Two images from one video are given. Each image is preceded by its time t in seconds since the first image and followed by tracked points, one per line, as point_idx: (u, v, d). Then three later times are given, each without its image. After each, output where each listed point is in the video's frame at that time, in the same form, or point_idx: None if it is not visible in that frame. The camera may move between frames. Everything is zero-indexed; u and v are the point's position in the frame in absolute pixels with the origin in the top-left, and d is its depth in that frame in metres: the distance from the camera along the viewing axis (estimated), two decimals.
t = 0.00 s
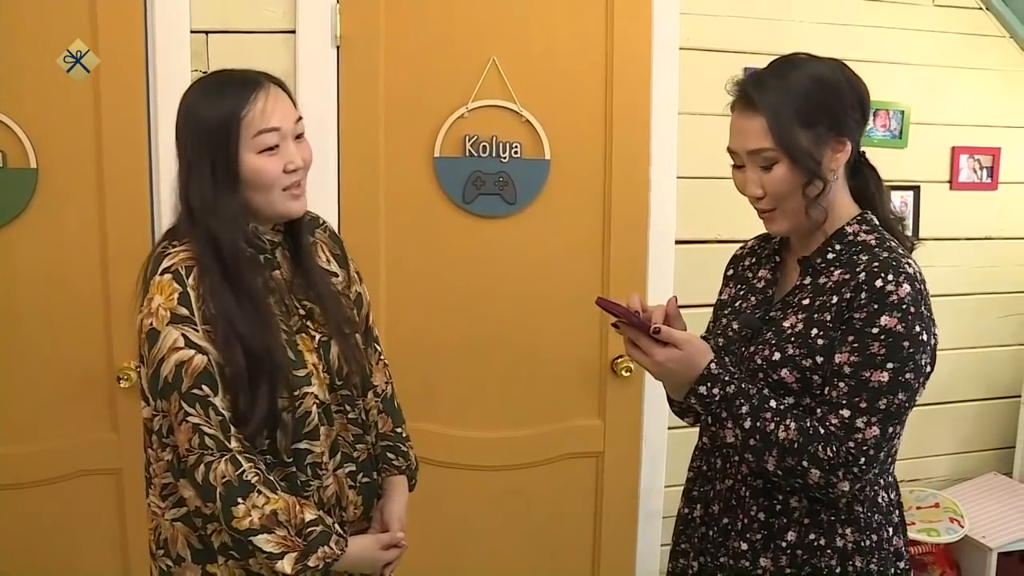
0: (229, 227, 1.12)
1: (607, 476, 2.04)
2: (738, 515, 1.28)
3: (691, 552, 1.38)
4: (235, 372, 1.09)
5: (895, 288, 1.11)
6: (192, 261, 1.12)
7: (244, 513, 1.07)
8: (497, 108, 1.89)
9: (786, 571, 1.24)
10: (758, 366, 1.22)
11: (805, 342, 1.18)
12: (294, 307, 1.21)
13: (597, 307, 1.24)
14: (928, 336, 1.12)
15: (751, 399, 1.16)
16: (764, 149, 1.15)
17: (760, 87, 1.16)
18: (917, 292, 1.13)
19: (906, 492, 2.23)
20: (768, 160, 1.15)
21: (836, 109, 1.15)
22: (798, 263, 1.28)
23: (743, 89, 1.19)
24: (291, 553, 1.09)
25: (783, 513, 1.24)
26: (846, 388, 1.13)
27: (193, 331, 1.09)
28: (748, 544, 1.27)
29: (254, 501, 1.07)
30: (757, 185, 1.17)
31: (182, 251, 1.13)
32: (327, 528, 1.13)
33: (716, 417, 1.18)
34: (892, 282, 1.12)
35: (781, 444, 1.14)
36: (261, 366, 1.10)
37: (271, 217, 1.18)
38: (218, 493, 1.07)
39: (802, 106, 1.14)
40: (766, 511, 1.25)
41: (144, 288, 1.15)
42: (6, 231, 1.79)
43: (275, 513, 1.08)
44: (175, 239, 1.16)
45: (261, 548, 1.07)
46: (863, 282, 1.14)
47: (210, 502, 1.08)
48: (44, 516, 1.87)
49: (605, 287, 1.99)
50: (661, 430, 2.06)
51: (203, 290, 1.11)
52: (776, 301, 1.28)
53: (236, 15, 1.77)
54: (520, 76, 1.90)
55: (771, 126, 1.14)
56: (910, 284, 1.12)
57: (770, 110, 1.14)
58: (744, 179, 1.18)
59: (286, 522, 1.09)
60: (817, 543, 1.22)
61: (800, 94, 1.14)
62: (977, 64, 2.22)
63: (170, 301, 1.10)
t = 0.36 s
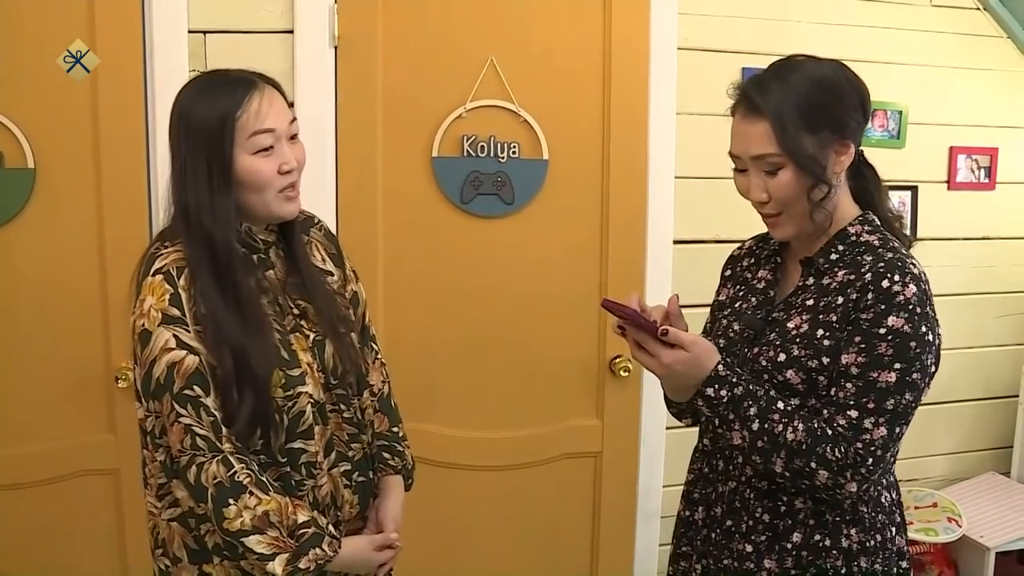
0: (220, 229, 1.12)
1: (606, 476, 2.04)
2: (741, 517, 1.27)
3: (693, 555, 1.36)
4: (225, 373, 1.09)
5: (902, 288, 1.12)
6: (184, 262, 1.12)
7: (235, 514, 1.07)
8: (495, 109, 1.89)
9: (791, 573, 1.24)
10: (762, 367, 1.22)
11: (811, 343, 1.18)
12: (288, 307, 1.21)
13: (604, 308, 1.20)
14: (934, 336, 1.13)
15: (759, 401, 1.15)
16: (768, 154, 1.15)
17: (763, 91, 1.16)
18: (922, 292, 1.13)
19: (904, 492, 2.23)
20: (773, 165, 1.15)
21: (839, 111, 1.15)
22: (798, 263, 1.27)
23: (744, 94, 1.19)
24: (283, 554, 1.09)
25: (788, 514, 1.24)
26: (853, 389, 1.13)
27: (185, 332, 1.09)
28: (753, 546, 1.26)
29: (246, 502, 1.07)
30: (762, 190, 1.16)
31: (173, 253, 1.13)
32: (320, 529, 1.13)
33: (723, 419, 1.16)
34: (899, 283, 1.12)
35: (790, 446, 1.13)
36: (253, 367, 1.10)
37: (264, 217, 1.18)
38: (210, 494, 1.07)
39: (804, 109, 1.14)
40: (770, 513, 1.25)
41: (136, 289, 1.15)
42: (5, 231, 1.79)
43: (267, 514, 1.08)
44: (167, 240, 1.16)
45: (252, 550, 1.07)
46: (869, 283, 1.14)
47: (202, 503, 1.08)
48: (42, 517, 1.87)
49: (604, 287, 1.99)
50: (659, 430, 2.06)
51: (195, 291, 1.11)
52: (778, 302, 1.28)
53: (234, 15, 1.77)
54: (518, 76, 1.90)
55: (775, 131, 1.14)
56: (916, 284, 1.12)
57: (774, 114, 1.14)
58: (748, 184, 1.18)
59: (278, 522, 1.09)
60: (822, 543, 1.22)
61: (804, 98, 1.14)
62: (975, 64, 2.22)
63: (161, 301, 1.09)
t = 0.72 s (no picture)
0: (220, 231, 1.12)
1: (606, 477, 2.04)
2: (742, 520, 1.27)
3: (692, 557, 1.36)
4: (222, 375, 1.09)
5: (904, 289, 1.11)
6: (183, 262, 1.12)
7: (231, 516, 1.07)
8: (496, 109, 1.89)
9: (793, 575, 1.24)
10: (763, 369, 1.21)
11: (812, 345, 1.18)
12: (287, 308, 1.21)
13: (606, 313, 1.18)
14: (935, 337, 1.13)
15: (762, 404, 1.15)
16: (769, 157, 1.15)
17: (764, 93, 1.16)
18: (923, 294, 1.13)
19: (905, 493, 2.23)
20: (773, 168, 1.15)
21: (840, 114, 1.15)
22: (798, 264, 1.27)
23: (744, 96, 1.18)
24: (278, 556, 1.09)
25: (789, 516, 1.23)
26: (856, 391, 1.13)
27: (183, 333, 1.09)
28: (754, 549, 1.26)
29: (241, 504, 1.07)
30: (762, 193, 1.16)
31: (172, 253, 1.13)
32: (316, 532, 1.13)
33: (726, 423, 1.15)
34: (900, 284, 1.12)
35: (793, 448, 1.13)
36: (251, 369, 1.10)
37: (266, 217, 1.18)
38: (206, 496, 1.07)
39: (805, 112, 1.14)
40: (771, 515, 1.24)
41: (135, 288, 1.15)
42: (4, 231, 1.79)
43: (263, 516, 1.08)
44: (167, 240, 1.15)
45: (247, 552, 1.07)
46: (870, 284, 1.14)
47: (198, 504, 1.08)
48: (42, 517, 1.87)
49: (604, 288, 1.99)
50: (659, 430, 2.06)
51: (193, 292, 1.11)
52: (777, 304, 1.27)
53: (235, 15, 1.77)
54: (518, 77, 1.90)
55: (777, 135, 1.14)
56: (917, 285, 1.12)
57: (774, 117, 1.14)
58: (747, 187, 1.18)
59: (273, 525, 1.09)
60: (824, 546, 1.22)
61: (804, 100, 1.14)
62: (976, 65, 2.22)
63: (160, 301, 1.09)
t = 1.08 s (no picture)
0: (216, 230, 1.12)
1: (602, 478, 2.05)
2: (733, 524, 1.27)
3: (683, 561, 1.36)
4: (215, 382, 1.09)
5: (894, 293, 1.12)
6: (175, 269, 1.12)
7: (223, 525, 1.07)
8: (491, 111, 1.89)
9: None
10: (754, 373, 1.21)
11: (803, 349, 1.18)
12: (280, 313, 1.21)
13: (596, 318, 1.17)
14: (926, 340, 1.13)
15: (753, 409, 1.14)
16: (758, 160, 1.15)
17: (755, 95, 1.15)
18: (914, 297, 1.13)
19: (900, 494, 2.23)
20: (762, 171, 1.15)
21: (829, 118, 1.15)
22: (787, 268, 1.26)
23: (733, 99, 1.18)
24: (272, 564, 1.09)
25: (781, 520, 1.24)
26: (847, 395, 1.13)
27: (174, 341, 1.09)
28: (745, 553, 1.26)
29: (233, 512, 1.08)
30: (750, 197, 1.16)
31: (165, 259, 1.13)
32: (310, 539, 1.13)
33: (717, 428, 1.15)
34: (891, 288, 1.13)
35: (784, 453, 1.13)
36: (245, 376, 1.11)
37: (260, 221, 1.18)
38: (198, 504, 1.07)
39: (795, 115, 1.14)
40: (762, 518, 1.25)
41: (127, 295, 1.15)
42: None
43: (255, 524, 1.09)
44: (158, 246, 1.15)
45: (241, 560, 1.08)
46: (862, 287, 1.14)
47: (190, 512, 1.08)
48: (38, 518, 1.87)
49: (599, 289, 1.99)
50: (654, 432, 2.06)
51: (185, 299, 1.11)
52: (768, 307, 1.27)
53: (230, 18, 1.77)
54: (514, 79, 1.90)
55: (767, 138, 1.14)
56: (907, 289, 1.13)
57: (764, 120, 1.14)
58: (735, 190, 1.18)
59: (266, 532, 1.09)
60: (816, 549, 1.22)
61: (794, 103, 1.14)
62: (971, 67, 2.23)
63: (151, 309, 1.09)
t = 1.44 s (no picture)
0: (232, 236, 1.12)
1: (608, 489, 2.04)
2: (732, 540, 1.26)
3: None
4: (220, 401, 1.09)
5: (889, 308, 1.11)
6: (178, 289, 1.11)
7: (230, 545, 1.07)
8: (493, 122, 1.89)
9: None
10: (749, 391, 1.20)
11: (798, 365, 1.17)
12: (281, 332, 1.21)
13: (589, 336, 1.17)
14: (921, 355, 1.12)
15: (748, 426, 1.14)
16: (751, 176, 1.14)
17: (746, 109, 1.15)
18: (909, 311, 1.13)
19: (908, 502, 2.21)
20: (755, 187, 1.14)
21: (821, 131, 1.14)
22: (783, 282, 1.26)
23: (724, 114, 1.18)
24: None
25: (779, 537, 1.23)
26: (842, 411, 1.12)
27: (178, 362, 1.08)
28: (743, 570, 1.25)
29: (241, 533, 1.07)
30: (744, 212, 1.16)
31: (167, 279, 1.12)
32: (315, 557, 1.13)
33: (712, 445, 1.16)
34: (886, 303, 1.12)
35: (779, 471, 1.13)
36: (249, 394, 1.11)
37: (270, 234, 1.18)
38: (204, 525, 1.07)
39: (787, 129, 1.13)
40: (760, 535, 1.23)
41: (128, 317, 1.14)
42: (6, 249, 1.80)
43: (263, 543, 1.08)
44: (159, 267, 1.15)
45: None
46: (856, 303, 1.13)
47: (197, 533, 1.07)
48: (46, 533, 1.87)
49: (603, 300, 1.99)
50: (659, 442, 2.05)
51: (187, 319, 1.11)
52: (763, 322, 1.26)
53: (232, 33, 1.78)
54: (515, 90, 1.90)
55: (759, 153, 1.13)
56: (902, 304, 1.12)
57: (756, 135, 1.13)
58: (728, 206, 1.17)
59: (274, 552, 1.09)
60: (814, 567, 1.21)
61: (786, 117, 1.13)
62: (976, 71, 2.21)
63: (155, 330, 1.08)
